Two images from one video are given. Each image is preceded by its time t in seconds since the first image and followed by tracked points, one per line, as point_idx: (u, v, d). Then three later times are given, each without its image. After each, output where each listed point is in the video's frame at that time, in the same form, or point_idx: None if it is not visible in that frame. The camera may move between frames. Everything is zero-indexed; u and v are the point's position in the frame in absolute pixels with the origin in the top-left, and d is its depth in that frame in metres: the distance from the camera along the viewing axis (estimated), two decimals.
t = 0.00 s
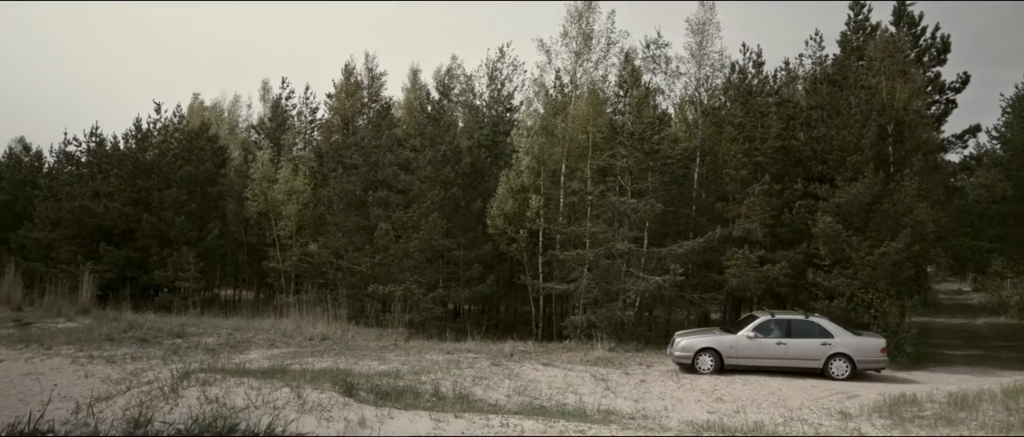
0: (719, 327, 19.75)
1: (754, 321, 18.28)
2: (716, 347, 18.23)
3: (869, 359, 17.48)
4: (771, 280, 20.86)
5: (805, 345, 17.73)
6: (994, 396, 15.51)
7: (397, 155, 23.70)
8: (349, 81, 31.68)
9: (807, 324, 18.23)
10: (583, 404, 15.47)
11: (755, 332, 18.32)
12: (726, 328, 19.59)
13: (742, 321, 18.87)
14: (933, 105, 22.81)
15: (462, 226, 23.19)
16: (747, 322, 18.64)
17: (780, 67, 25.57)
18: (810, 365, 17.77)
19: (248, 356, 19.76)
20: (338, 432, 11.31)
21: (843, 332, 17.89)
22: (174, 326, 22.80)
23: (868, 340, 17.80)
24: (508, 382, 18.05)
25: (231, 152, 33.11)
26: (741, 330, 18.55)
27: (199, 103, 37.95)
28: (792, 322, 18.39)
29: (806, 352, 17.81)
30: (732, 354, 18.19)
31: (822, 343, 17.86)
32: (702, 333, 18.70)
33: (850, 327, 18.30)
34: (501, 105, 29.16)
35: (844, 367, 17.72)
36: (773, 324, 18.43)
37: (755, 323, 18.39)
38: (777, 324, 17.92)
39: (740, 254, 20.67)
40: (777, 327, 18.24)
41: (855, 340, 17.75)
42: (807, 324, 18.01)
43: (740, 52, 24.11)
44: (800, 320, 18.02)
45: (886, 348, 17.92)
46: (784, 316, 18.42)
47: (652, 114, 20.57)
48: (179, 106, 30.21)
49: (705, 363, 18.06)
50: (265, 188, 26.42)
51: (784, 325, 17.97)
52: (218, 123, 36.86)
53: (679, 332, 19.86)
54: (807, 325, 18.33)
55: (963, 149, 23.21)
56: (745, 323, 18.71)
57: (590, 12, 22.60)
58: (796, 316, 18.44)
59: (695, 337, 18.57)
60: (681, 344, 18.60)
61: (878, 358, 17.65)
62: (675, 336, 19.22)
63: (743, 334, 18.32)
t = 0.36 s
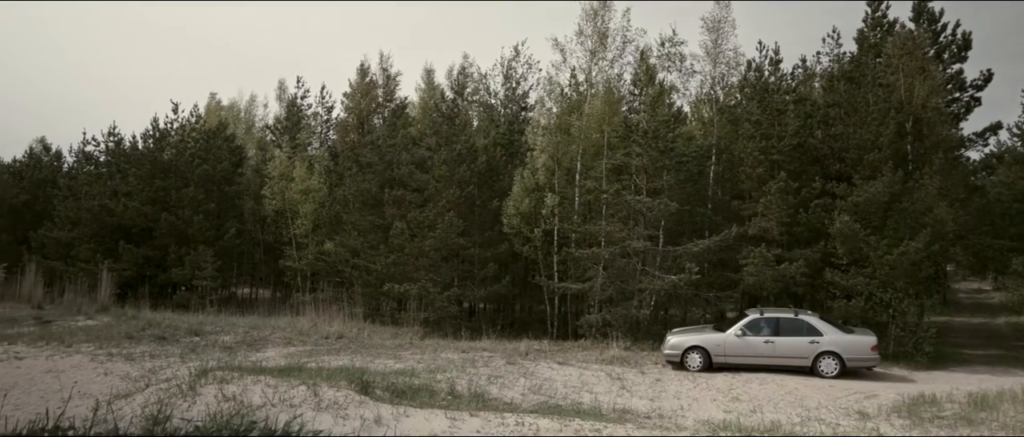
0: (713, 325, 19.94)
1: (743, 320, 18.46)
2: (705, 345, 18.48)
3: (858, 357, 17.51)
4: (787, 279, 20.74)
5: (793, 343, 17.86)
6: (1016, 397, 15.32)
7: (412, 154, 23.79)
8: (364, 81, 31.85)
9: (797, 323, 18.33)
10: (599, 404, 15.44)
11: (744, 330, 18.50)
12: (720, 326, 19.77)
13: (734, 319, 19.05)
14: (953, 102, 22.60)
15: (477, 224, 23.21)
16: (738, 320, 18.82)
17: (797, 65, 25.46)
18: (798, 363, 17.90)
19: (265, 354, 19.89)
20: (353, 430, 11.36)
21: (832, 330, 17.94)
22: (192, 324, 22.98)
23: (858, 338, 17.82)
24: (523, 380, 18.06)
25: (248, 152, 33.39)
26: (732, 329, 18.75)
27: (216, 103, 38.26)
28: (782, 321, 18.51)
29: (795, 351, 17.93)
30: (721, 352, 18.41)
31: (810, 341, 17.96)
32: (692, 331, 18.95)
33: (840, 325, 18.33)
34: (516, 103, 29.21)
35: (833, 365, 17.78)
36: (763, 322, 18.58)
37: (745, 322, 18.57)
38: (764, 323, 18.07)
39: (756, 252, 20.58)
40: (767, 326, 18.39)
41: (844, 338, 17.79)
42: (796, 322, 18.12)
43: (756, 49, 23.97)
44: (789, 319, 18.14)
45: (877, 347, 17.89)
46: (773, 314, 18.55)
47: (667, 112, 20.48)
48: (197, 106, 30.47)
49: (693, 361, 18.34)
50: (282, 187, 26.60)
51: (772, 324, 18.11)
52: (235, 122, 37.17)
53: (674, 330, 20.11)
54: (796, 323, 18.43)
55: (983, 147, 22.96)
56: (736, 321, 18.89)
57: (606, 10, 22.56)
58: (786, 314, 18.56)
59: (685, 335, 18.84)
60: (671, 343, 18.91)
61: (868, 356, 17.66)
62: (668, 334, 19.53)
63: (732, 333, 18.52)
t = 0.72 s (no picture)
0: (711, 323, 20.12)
1: (734, 316, 18.67)
2: (695, 341, 18.76)
3: (847, 353, 17.47)
4: (806, 277, 20.61)
5: (781, 339, 17.98)
6: None
7: (429, 151, 23.88)
8: (381, 79, 32.06)
9: (787, 320, 18.43)
10: (616, 402, 15.42)
11: (735, 327, 18.70)
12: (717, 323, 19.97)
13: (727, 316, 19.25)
14: (974, 98, 22.35)
15: (493, 222, 23.23)
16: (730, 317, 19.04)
17: (815, 61, 25.36)
18: (787, 359, 18.01)
19: (283, 351, 20.00)
20: (371, 427, 11.42)
21: (821, 326, 17.98)
22: (210, 321, 23.18)
23: (847, 334, 17.76)
24: (540, 378, 18.06)
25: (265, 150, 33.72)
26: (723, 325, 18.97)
27: (233, 101, 38.56)
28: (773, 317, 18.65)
29: (783, 347, 18.04)
30: (711, 348, 18.66)
31: (799, 338, 18.05)
32: (684, 327, 19.25)
33: (833, 322, 18.29)
34: (532, 101, 29.23)
35: (822, 361, 17.81)
36: (755, 319, 18.74)
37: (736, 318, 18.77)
38: (752, 319, 18.26)
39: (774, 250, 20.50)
40: (757, 322, 18.55)
41: (834, 335, 17.79)
42: (785, 318, 18.25)
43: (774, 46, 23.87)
44: (778, 315, 18.29)
45: (868, 343, 17.82)
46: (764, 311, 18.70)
47: (684, 109, 20.41)
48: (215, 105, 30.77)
49: (683, 357, 18.69)
50: (299, 185, 26.77)
51: (762, 320, 18.28)
52: (252, 121, 37.48)
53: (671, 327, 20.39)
54: (787, 320, 18.51)
55: (1005, 143, 22.70)
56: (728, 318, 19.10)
57: (622, 7, 22.51)
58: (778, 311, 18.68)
59: (677, 330, 19.15)
60: (663, 339, 19.24)
61: (858, 353, 17.56)
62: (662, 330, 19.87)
63: (723, 329, 18.74)
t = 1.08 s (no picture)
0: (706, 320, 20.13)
1: (724, 312, 18.70)
2: (685, 337, 18.83)
3: (834, 348, 17.37)
4: (823, 274, 20.44)
5: (769, 335, 17.95)
6: None
7: (445, 149, 23.94)
8: (396, 78, 32.35)
9: (777, 315, 18.38)
10: (632, 399, 15.39)
11: (725, 322, 18.72)
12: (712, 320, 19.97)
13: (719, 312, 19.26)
14: (994, 94, 22.10)
15: (508, 219, 23.23)
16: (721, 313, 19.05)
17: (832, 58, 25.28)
18: (776, 354, 17.95)
19: (299, 348, 20.11)
20: (387, 423, 11.45)
21: (809, 321, 17.89)
22: (228, 318, 23.36)
23: (836, 328, 17.66)
24: (555, 375, 18.06)
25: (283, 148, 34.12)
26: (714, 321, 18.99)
27: (250, 100, 38.89)
28: (764, 312, 18.62)
29: (772, 342, 17.99)
30: (701, 344, 18.70)
31: (788, 332, 17.98)
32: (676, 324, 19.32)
33: (823, 317, 18.18)
34: (547, 99, 29.29)
35: (811, 356, 17.71)
36: (745, 315, 18.74)
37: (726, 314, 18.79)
38: (740, 315, 18.28)
39: (791, 248, 20.40)
40: (746, 317, 18.53)
41: (822, 329, 17.69)
42: (774, 314, 18.21)
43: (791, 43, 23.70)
44: (767, 310, 18.26)
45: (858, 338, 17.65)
46: (754, 307, 18.68)
47: (701, 106, 20.38)
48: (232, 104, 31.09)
49: (674, 353, 18.76)
50: (315, 183, 26.94)
51: (751, 315, 18.28)
52: (269, 119, 37.81)
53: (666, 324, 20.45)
54: (777, 315, 18.48)
55: None
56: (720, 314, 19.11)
57: (637, 4, 22.41)
58: (768, 306, 18.65)
59: (668, 327, 19.24)
60: (655, 335, 19.35)
61: (847, 347, 17.42)
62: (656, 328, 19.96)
63: (713, 325, 18.77)
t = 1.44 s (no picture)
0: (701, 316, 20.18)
1: (714, 309, 18.76)
2: (677, 333, 18.94)
3: (823, 344, 17.43)
4: (842, 272, 20.28)
5: (759, 331, 18.04)
6: None
7: (461, 147, 23.94)
8: (412, 75, 32.52)
9: (767, 312, 18.44)
10: (649, 397, 15.33)
11: (716, 319, 18.79)
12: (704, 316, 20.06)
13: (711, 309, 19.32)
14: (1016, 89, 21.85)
15: (525, 216, 23.27)
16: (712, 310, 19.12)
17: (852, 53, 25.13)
18: (767, 351, 18.03)
19: (316, 345, 20.20)
20: (404, 420, 11.47)
21: (799, 318, 17.93)
22: (246, 315, 23.52)
23: (825, 325, 17.70)
24: (572, 373, 18.04)
25: (301, 146, 34.44)
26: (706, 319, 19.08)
27: (267, 98, 39.16)
28: (755, 309, 18.67)
29: (762, 339, 18.07)
30: (693, 340, 18.80)
31: (778, 329, 18.04)
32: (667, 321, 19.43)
33: (812, 313, 18.23)
34: (564, 96, 29.36)
35: (800, 353, 17.79)
36: (736, 311, 18.79)
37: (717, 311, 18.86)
38: (731, 312, 18.37)
39: (810, 245, 20.23)
40: (737, 315, 18.59)
41: (811, 326, 17.75)
42: (764, 310, 18.27)
43: (810, 38, 23.46)
44: (757, 307, 18.31)
45: (847, 334, 17.69)
46: (746, 303, 18.76)
47: (718, 104, 20.47)
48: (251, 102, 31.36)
49: (668, 349, 18.90)
50: (332, 180, 27.07)
51: (741, 312, 18.34)
52: (286, 117, 38.10)
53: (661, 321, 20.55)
54: (768, 312, 18.54)
55: None
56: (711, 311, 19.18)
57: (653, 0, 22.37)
58: (759, 303, 18.71)
59: (660, 323, 19.35)
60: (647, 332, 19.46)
61: (836, 344, 17.48)
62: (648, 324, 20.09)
63: (704, 322, 18.85)
